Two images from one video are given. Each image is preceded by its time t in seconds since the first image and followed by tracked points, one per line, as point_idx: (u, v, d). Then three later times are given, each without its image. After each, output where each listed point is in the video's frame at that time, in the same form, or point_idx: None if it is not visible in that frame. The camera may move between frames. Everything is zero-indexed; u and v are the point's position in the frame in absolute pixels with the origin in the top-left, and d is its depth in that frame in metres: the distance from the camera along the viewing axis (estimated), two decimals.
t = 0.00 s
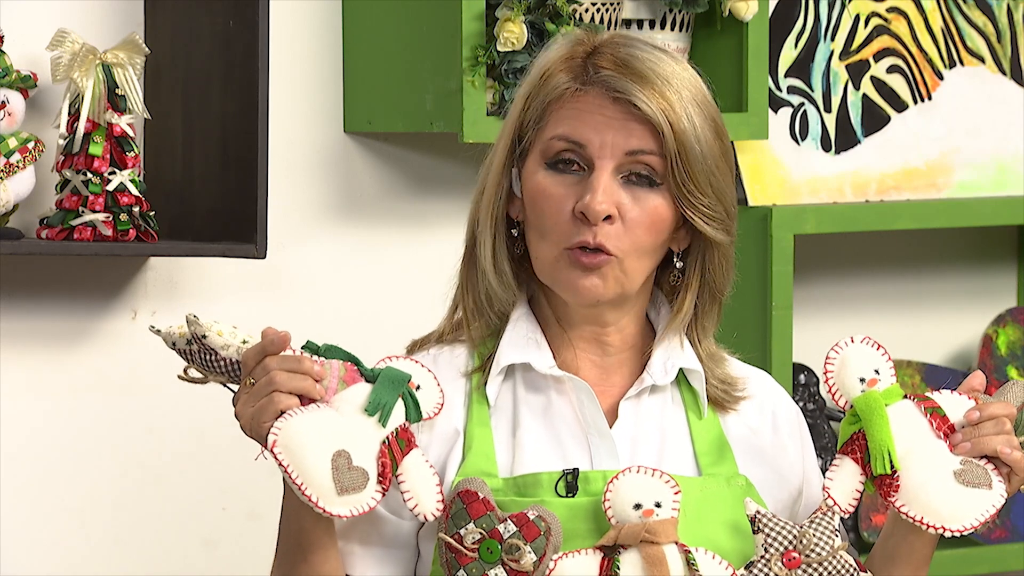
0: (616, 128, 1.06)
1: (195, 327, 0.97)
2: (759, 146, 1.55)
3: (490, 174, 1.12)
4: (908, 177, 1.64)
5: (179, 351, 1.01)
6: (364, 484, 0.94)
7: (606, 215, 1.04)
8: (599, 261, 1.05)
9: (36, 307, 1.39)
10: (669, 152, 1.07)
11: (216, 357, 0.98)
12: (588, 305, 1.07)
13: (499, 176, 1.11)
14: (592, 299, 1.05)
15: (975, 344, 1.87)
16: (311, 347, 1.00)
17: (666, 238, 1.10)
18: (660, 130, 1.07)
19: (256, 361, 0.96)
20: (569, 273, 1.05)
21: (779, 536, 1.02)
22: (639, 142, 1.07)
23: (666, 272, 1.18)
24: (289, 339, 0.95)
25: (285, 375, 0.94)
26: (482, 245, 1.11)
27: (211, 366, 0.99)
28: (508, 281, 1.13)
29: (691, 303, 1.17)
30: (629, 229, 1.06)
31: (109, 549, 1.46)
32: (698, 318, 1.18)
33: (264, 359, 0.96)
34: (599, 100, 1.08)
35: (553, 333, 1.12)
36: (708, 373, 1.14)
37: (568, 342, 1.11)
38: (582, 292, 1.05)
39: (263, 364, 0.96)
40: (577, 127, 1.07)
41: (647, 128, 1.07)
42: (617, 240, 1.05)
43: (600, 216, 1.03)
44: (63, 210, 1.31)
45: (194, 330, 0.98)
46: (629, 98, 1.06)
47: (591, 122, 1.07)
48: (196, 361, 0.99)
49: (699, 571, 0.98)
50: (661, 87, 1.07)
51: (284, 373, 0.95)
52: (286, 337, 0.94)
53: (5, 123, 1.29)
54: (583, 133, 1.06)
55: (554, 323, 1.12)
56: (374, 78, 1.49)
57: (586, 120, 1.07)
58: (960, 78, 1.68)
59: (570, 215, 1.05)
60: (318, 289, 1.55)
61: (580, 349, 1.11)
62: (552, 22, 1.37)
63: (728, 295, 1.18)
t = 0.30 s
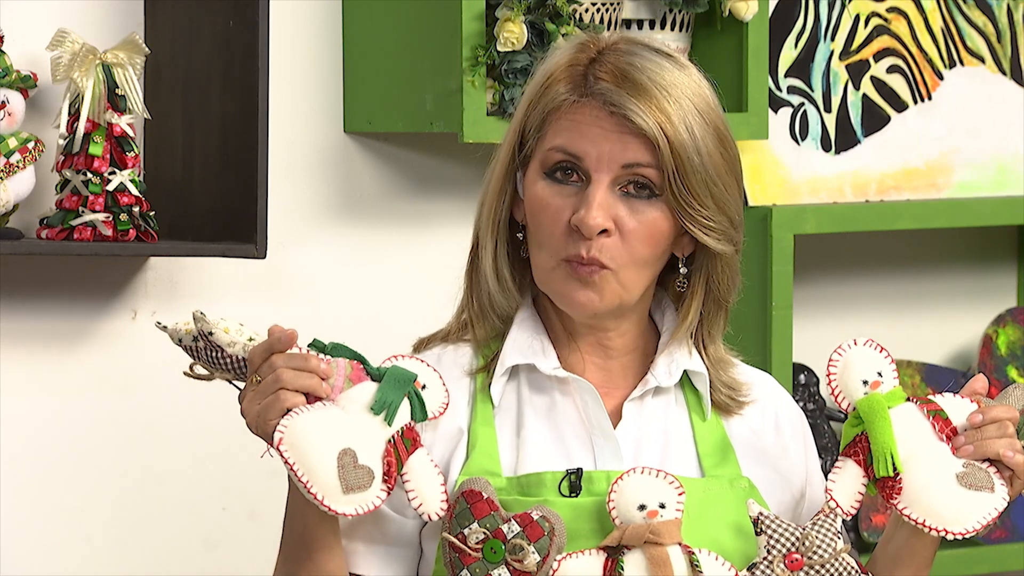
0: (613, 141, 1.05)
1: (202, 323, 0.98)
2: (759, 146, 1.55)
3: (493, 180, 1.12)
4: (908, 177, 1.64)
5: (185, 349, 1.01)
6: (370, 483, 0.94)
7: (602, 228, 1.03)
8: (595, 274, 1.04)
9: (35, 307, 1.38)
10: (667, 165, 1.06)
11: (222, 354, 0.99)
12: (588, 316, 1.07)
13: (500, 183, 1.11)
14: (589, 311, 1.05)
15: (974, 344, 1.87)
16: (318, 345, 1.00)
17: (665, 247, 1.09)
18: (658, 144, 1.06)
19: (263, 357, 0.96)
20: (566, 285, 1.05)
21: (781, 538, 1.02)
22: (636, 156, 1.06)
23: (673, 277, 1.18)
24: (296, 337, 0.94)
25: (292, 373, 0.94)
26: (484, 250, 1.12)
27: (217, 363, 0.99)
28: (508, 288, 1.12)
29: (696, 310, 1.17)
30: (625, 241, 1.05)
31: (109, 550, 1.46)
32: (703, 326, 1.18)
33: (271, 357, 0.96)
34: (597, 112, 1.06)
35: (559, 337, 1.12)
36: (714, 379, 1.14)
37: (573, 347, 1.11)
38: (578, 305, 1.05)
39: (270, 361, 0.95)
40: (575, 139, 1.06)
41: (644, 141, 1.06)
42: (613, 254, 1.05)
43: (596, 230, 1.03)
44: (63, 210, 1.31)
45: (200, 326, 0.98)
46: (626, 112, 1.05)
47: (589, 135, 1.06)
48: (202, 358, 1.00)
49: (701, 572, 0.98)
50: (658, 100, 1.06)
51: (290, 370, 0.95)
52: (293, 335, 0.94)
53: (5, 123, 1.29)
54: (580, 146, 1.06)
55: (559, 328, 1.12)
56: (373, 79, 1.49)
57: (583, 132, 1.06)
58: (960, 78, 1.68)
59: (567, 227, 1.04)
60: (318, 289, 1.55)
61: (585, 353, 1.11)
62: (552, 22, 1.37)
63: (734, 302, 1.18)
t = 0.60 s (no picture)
0: (614, 139, 1.05)
1: (203, 324, 0.98)
2: (759, 146, 1.55)
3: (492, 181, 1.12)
4: (908, 177, 1.64)
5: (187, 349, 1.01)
6: (370, 484, 0.94)
7: (606, 227, 1.03)
8: (601, 272, 1.05)
9: (35, 306, 1.38)
10: (668, 161, 1.06)
11: (223, 355, 0.99)
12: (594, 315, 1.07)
13: (500, 184, 1.11)
14: (595, 310, 1.05)
15: (974, 344, 1.87)
16: (318, 347, 1.00)
17: (669, 243, 1.09)
18: (659, 140, 1.06)
19: (263, 359, 0.96)
20: (572, 284, 1.05)
21: (782, 539, 1.02)
22: (637, 153, 1.06)
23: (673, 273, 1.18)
24: (297, 339, 0.94)
25: (293, 374, 0.94)
26: (485, 253, 1.12)
27: (218, 363, 1.00)
28: (510, 288, 1.13)
29: (701, 307, 1.17)
30: (630, 238, 1.05)
31: (109, 549, 1.46)
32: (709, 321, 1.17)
33: (271, 358, 0.96)
34: (597, 111, 1.06)
35: (561, 338, 1.12)
36: (715, 379, 1.14)
37: (576, 350, 1.11)
38: (585, 304, 1.05)
39: (271, 363, 0.96)
40: (576, 139, 1.06)
41: (645, 138, 1.06)
42: (619, 251, 1.05)
43: (600, 229, 1.03)
44: (63, 210, 1.31)
45: (201, 327, 0.99)
46: (626, 109, 1.05)
47: (589, 134, 1.06)
48: (203, 359, 1.00)
49: (701, 573, 0.98)
50: (658, 94, 1.06)
51: (291, 372, 0.95)
52: (294, 336, 0.94)
53: (5, 123, 1.29)
54: (582, 145, 1.05)
55: (562, 328, 1.12)
56: (373, 79, 1.49)
57: (584, 133, 1.06)
58: (960, 78, 1.68)
59: (571, 227, 1.04)
60: (318, 289, 1.55)
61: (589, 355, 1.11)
62: (552, 22, 1.37)
63: (738, 296, 1.18)
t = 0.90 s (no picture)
0: (626, 132, 1.05)
1: (196, 330, 0.99)
2: (759, 146, 1.55)
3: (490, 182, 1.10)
4: (908, 177, 1.64)
5: (181, 355, 1.02)
6: (366, 487, 0.94)
7: (630, 220, 1.03)
8: (623, 264, 1.04)
9: (35, 306, 1.38)
10: (680, 150, 1.07)
11: (217, 359, 0.99)
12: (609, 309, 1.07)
13: (500, 185, 1.10)
14: (618, 303, 1.05)
15: (974, 344, 1.87)
16: (313, 350, 1.00)
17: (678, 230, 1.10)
18: (670, 128, 1.07)
19: (257, 363, 0.97)
20: (595, 280, 1.05)
21: (781, 537, 1.02)
22: (650, 144, 1.06)
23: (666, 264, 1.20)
24: (290, 342, 0.94)
25: (287, 378, 0.95)
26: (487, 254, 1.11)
27: (212, 368, 1.00)
28: (513, 289, 1.13)
29: (700, 290, 1.18)
30: (649, 229, 1.06)
31: (109, 549, 1.46)
32: (704, 307, 1.19)
33: (265, 362, 0.96)
34: (606, 104, 1.06)
35: (560, 336, 1.12)
36: (706, 364, 1.15)
37: (577, 349, 1.11)
38: (608, 297, 1.05)
39: (265, 367, 0.96)
40: (588, 136, 1.05)
41: (656, 127, 1.07)
42: (640, 242, 1.05)
43: (625, 223, 1.03)
44: (63, 210, 1.31)
45: (195, 332, 0.99)
46: (639, 100, 1.05)
47: (602, 130, 1.05)
48: (198, 364, 1.00)
49: (699, 572, 0.98)
50: (665, 86, 1.07)
51: (285, 376, 0.95)
52: (287, 340, 0.94)
53: (5, 123, 1.29)
54: (596, 142, 1.05)
55: (560, 324, 1.12)
56: (373, 80, 1.49)
57: (596, 128, 1.05)
58: (960, 78, 1.68)
59: (592, 223, 1.04)
60: (318, 289, 1.55)
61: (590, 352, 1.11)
62: (552, 22, 1.37)
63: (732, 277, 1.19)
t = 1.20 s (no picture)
0: (620, 134, 1.05)
1: (189, 333, 0.98)
2: (759, 146, 1.55)
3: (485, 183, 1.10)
4: (908, 177, 1.64)
5: (174, 358, 1.02)
6: (359, 488, 0.94)
7: (621, 223, 1.03)
8: (615, 266, 1.05)
9: (35, 306, 1.39)
10: (674, 153, 1.07)
11: (210, 362, 0.99)
12: (601, 310, 1.07)
13: (494, 185, 1.10)
14: (609, 305, 1.05)
15: (975, 344, 1.87)
16: (306, 352, 1.00)
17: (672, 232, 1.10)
18: (663, 131, 1.07)
19: (249, 366, 0.96)
20: (586, 282, 1.05)
21: (776, 536, 1.02)
22: (644, 146, 1.06)
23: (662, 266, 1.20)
24: (282, 345, 0.94)
25: (279, 381, 0.95)
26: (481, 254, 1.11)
27: (206, 371, 1.00)
28: (507, 290, 1.13)
29: (696, 293, 1.18)
30: (641, 231, 1.06)
31: (109, 549, 1.46)
32: (699, 310, 1.19)
33: (257, 365, 0.96)
34: (600, 106, 1.06)
35: (553, 337, 1.12)
36: (702, 365, 1.15)
37: (571, 348, 1.11)
38: (599, 299, 1.05)
39: (256, 370, 0.96)
40: (582, 138, 1.05)
41: (649, 130, 1.07)
42: (631, 245, 1.05)
43: (617, 225, 1.03)
44: (63, 210, 1.31)
45: (188, 335, 0.99)
46: (633, 103, 1.05)
47: (596, 132, 1.05)
48: (191, 367, 1.00)
49: (695, 570, 0.98)
50: (659, 89, 1.07)
51: (277, 378, 0.95)
52: (279, 342, 0.94)
53: (6, 123, 1.29)
54: (589, 143, 1.05)
55: (553, 325, 1.12)
56: (373, 79, 1.49)
57: (590, 129, 1.05)
58: (960, 78, 1.68)
59: (584, 225, 1.04)
60: (318, 289, 1.55)
61: (584, 351, 1.11)
62: (552, 22, 1.37)
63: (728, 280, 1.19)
